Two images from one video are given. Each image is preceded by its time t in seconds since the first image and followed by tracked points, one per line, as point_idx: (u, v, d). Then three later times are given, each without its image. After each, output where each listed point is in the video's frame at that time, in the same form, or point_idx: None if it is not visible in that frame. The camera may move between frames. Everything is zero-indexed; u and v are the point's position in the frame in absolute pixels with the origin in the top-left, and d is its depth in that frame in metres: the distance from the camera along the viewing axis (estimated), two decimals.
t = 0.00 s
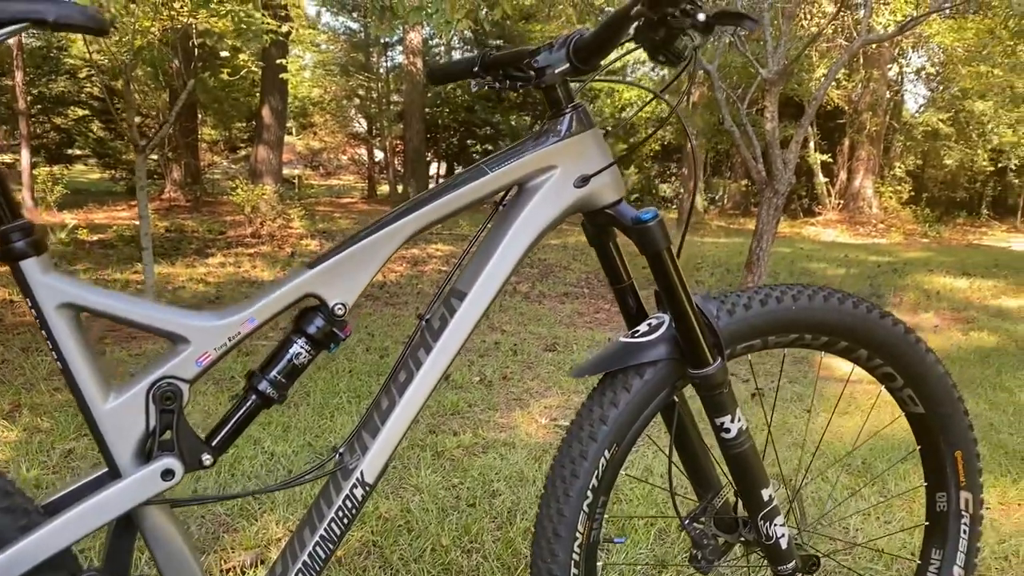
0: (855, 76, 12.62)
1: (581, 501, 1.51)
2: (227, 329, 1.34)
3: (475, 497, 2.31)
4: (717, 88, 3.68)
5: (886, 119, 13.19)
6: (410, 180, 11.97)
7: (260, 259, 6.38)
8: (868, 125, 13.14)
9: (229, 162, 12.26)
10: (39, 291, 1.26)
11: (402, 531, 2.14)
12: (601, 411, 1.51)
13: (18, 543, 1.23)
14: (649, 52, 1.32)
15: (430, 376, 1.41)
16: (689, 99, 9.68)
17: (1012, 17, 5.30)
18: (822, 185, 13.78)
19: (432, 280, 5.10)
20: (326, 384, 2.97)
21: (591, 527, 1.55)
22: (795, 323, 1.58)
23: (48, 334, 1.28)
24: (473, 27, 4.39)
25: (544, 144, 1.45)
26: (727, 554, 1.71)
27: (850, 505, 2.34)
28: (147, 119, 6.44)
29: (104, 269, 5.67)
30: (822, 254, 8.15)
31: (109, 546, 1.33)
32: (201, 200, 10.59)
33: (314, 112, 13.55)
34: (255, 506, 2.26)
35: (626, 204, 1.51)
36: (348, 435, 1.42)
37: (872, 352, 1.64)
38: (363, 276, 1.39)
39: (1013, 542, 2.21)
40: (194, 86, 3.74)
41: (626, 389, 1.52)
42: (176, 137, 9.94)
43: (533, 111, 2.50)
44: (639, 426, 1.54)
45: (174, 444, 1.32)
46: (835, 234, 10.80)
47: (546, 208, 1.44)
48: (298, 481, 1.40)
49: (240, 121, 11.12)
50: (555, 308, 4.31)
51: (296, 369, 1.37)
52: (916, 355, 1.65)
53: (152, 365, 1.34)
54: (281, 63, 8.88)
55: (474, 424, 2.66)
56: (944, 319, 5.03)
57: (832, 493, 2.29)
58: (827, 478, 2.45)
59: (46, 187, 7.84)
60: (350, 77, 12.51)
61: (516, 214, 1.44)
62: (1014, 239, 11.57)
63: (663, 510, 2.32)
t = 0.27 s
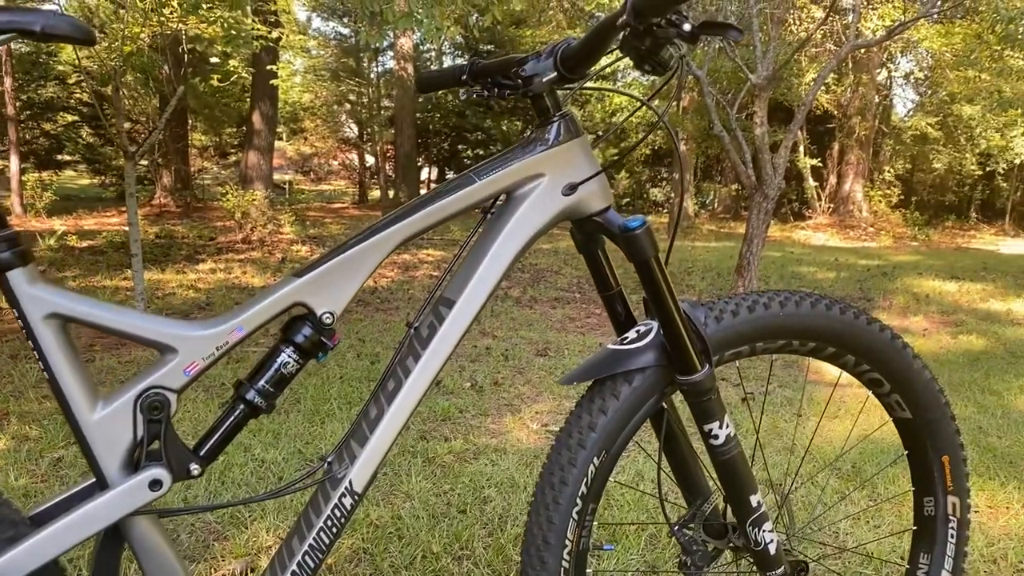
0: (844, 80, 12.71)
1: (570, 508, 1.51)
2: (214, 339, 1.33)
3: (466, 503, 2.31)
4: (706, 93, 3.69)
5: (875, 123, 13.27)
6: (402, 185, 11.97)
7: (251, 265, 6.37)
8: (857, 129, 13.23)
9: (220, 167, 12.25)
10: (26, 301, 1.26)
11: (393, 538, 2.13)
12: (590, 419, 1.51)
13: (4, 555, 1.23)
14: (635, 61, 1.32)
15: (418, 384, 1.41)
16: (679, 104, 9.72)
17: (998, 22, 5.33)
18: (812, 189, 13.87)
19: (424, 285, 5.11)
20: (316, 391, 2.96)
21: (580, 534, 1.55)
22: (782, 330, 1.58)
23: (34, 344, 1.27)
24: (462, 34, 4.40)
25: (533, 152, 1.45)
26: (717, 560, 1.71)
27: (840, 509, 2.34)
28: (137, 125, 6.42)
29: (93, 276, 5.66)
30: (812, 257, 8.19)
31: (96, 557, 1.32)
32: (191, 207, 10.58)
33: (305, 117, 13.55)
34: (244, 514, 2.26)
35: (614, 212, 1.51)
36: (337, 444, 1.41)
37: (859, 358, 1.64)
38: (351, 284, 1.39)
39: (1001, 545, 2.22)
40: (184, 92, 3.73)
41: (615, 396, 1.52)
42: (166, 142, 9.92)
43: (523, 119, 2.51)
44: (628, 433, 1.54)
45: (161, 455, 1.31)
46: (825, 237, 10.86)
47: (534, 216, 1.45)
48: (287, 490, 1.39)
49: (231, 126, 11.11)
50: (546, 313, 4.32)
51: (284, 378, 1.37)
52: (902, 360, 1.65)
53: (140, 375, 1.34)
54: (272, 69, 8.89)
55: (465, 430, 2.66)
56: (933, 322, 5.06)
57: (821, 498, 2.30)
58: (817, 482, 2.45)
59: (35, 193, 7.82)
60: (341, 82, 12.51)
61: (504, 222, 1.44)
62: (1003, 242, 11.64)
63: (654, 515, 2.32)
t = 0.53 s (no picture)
0: (834, 85, 12.78)
1: (560, 515, 1.50)
2: (201, 348, 1.33)
3: (457, 510, 2.31)
4: (697, 98, 3.70)
5: (865, 127, 13.34)
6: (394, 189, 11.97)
7: (242, 270, 6.36)
8: (847, 133, 13.30)
9: (211, 172, 12.23)
10: (11, 311, 1.25)
11: (383, 545, 2.13)
12: (579, 426, 1.51)
13: None
14: (623, 69, 1.32)
15: (406, 392, 1.41)
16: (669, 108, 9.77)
17: (987, 28, 5.37)
18: (802, 193, 13.94)
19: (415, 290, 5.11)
20: (307, 397, 2.96)
21: (570, 541, 1.54)
22: (771, 336, 1.59)
23: (20, 354, 1.27)
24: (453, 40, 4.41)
25: (521, 160, 1.45)
26: (707, 566, 1.71)
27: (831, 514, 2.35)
28: (127, 130, 6.41)
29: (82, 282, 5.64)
30: (802, 261, 8.23)
31: (82, 567, 1.31)
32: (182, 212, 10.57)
33: (297, 122, 13.54)
34: (234, 521, 2.25)
35: (602, 219, 1.51)
36: (325, 454, 1.41)
37: (847, 364, 1.65)
38: (339, 293, 1.38)
39: (991, 549, 2.23)
40: (175, 97, 3.73)
41: (604, 403, 1.51)
42: (156, 148, 9.91)
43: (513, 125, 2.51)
44: (617, 440, 1.54)
45: (148, 464, 1.31)
46: (816, 242, 10.91)
47: (522, 224, 1.45)
48: (275, 499, 1.39)
49: (221, 132, 11.10)
50: (538, 318, 4.32)
51: (272, 387, 1.36)
52: (891, 365, 1.66)
53: (126, 384, 1.33)
54: (263, 74, 8.89)
55: (456, 437, 2.65)
56: (923, 326, 5.08)
57: (812, 502, 2.31)
58: (808, 487, 2.46)
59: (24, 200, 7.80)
60: (333, 87, 12.50)
61: (493, 229, 1.44)
62: (992, 245, 11.70)
63: (645, 521, 2.32)
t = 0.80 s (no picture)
0: (825, 89, 12.84)
1: (549, 523, 1.50)
2: (190, 358, 1.33)
3: (448, 516, 2.30)
4: (687, 103, 3.70)
5: (856, 131, 13.41)
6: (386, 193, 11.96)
7: (233, 276, 6.35)
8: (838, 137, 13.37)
9: (203, 176, 12.21)
10: None
11: (374, 552, 2.12)
12: (568, 433, 1.51)
13: None
14: (610, 79, 1.33)
15: (395, 401, 1.41)
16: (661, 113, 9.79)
17: (975, 33, 5.40)
18: (793, 197, 14.00)
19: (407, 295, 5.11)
20: (298, 403, 2.95)
21: (559, 549, 1.54)
22: (759, 343, 1.59)
23: (7, 365, 1.26)
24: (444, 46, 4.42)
25: (509, 169, 1.45)
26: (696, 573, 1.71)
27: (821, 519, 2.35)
28: (117, 135, 6.39)
29: (71, 288, 5.62)
30: (793, 265, 8.26)
31: None
32: (173, 217, 10.54)
33: (288, 127, 13.53)
34: (224, 529, 2.24)
35: (590, 227, 1.52)
36: (314, 463, 1.41)
37: (835, 371, 1.66)
38: (328, 302, 1.38)
39: (979, 553, 2.24)
40: (165, 102, 3.71)
41: (593, 411, 1.51)
42: (146, 152, 9.88)
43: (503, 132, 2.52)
44: (606, 448, 1.54)
45: (136, 474, 1.30)
46: (807, 246, 10.96)
47: (510, 233, 1.45)
48: (264, 508, 1.39)
49: (212, 136, 11.08)
50: (530, 323, 4.33)
51: (261, 397, 1.36)
52: (878, 372, 1.67)
53: (114, 395, 1.33)
54: (254, 79, 8.89)
55: (447, 443, 2.65)
56: (913, 329, 5.11)
57: (801, 507, 2.31)
58: (798, 492, 2.47)
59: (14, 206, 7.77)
60: (324, 92, 12.48)
61: (481, 238, 1.44)
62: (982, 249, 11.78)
63: (635, 527, 2.32)
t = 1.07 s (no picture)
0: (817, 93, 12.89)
1: (540, 531, 1.49)
2: (180, 366, 1.32)
3: (440, 523, 2.30)
4: (679, 108, 3.71)
5: (847, 135, 13.46)
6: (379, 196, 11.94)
7: (225, 281, 6.33)
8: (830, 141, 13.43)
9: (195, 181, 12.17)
10: None
11: (365, 559, 2.11)
12: (560, 441, 1.50)
13: None
14: (600, 88, 1.33)
15: (386, 409, 1.40)
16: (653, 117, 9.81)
17: (964, 39, 5.43)
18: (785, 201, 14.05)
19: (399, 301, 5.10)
20: (289, 410, 2.95)
21: (551, 557, 1.53)
22: (749, 350, 1.60)
23: None
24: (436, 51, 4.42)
25: (500, 177, 1.45)
26: None
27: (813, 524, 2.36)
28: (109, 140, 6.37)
29: (61, 293, 5.58)
30: (785, 270, 8.28)
31: None
32: (164, 221, 10.50)
33: (280, 132, 13.51)
34: (215, 536, 2.23)
35: (581, 235, 1.52)
36: (304, 471, 1.40)
37: (825, 377, 1.66)
38: (319, 310, 1.38)
39: (970, 557, 2.24)
40: (156, 107, 3.70)
41: (583, 418, 1.51)
42: (138, 157, 9.85)
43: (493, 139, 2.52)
44: (597, 455, 1.53)
45: (126, 484, 1.29)
46: (799, 250, 11.00)
47: (501, 241, 1.45)
48: (254, 517, 1.38)
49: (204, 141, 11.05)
50: (522, 328, 4.33)
51: (251, 405, 1.36)
52: (868, 378, 1.67)
53: (104, 403, 1.32)
54: (246, 83, 8.88)
55: (438, 449, 2.65)
56: (904, 334, 5.12)
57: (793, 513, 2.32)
58: (789, 497, 2.47)
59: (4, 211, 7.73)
60: (316, 96, 12.44)
61: (473, 245, 1.44)
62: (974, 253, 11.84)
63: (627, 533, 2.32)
